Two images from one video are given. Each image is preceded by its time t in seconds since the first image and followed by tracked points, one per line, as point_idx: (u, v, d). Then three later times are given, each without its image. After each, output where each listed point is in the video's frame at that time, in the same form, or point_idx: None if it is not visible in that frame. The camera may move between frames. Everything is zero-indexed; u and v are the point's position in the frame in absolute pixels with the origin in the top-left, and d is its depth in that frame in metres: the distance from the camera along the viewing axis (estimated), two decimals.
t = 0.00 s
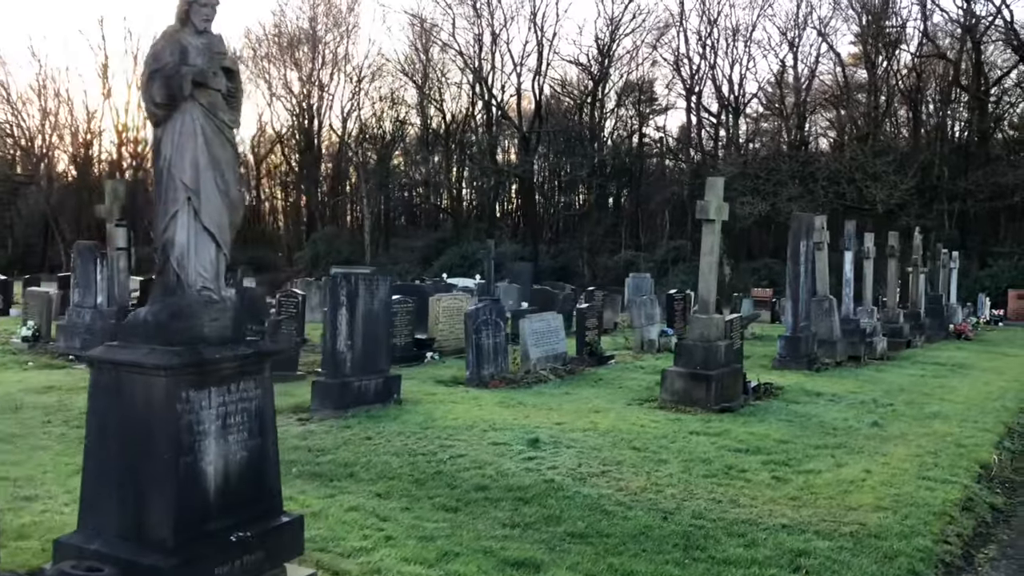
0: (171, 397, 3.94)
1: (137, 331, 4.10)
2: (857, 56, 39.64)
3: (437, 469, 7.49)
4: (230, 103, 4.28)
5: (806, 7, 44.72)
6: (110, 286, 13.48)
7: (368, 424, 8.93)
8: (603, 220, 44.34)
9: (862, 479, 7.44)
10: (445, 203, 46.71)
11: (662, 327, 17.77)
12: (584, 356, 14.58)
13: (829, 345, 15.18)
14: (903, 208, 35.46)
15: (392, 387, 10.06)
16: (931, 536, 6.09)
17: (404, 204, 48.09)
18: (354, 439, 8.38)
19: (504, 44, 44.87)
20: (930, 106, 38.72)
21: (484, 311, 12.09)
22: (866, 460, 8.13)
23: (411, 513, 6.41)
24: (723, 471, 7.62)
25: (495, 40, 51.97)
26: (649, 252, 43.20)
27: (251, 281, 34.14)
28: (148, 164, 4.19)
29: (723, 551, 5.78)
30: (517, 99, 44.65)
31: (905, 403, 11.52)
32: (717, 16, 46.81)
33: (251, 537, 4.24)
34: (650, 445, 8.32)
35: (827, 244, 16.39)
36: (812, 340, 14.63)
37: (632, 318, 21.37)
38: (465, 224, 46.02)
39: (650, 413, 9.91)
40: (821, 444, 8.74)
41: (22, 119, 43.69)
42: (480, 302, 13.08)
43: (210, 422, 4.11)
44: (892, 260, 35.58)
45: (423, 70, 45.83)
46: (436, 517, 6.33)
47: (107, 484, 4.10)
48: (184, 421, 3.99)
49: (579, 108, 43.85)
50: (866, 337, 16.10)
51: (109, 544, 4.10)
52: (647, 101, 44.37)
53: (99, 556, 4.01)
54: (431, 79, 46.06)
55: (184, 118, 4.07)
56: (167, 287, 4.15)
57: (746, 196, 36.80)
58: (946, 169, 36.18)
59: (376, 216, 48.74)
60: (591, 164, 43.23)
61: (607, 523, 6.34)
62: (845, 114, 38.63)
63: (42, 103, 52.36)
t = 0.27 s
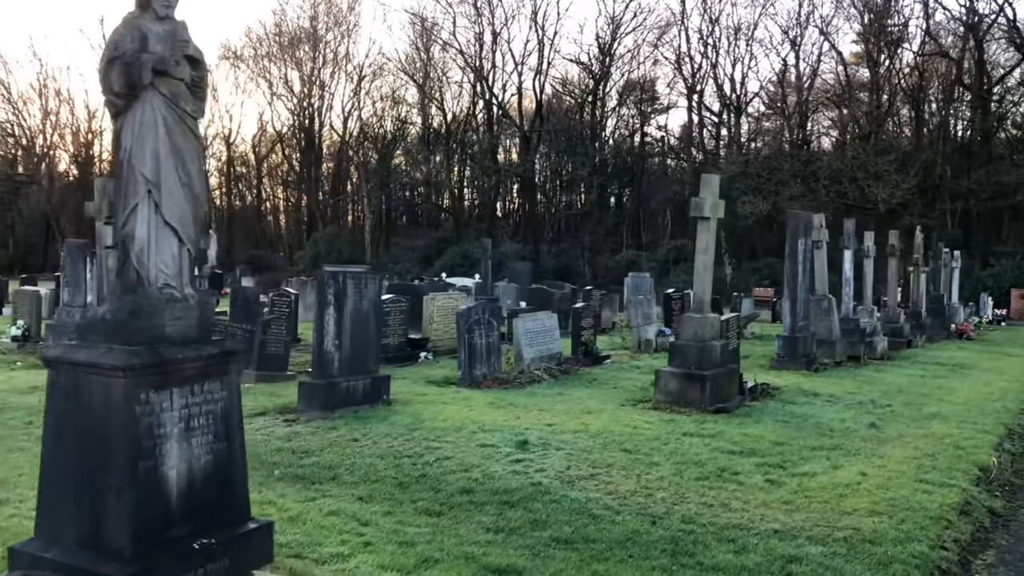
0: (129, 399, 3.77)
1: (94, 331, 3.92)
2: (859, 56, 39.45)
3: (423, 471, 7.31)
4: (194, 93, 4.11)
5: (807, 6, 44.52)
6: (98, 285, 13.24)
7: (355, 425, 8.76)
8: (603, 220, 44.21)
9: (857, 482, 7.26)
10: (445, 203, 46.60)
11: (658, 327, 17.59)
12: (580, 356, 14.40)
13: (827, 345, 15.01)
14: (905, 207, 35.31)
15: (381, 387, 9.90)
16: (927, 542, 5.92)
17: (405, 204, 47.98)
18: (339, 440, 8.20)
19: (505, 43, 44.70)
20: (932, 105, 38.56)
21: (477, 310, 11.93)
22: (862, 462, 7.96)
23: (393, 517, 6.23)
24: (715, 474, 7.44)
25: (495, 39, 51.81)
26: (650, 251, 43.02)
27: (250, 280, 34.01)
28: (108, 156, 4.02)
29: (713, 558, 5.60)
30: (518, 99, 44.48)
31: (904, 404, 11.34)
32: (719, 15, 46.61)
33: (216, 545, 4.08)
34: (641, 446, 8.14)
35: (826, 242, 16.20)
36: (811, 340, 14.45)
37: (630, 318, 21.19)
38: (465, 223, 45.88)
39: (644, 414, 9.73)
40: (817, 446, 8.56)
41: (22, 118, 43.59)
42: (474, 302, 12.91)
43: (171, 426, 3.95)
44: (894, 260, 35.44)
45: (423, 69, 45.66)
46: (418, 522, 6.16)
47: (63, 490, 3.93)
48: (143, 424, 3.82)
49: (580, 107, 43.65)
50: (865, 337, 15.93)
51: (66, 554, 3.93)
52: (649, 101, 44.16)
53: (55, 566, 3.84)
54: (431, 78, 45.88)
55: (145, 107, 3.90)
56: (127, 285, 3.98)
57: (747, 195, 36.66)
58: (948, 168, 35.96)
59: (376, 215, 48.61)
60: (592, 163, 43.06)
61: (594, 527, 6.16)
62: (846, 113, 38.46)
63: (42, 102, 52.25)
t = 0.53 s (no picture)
0: (74, 403, 3.61)
1: (42, 332, 3.77)
2: (861, 55, 39.26)
3: (403, 475, 7.15)
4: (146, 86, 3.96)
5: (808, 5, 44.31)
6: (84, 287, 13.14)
7: (337, 428, 8.59)
8: (603, 220, 44.04)
9: (847, 487, 7.08)
10: (445, 203, 46.47)
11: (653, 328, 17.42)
12: (572, 357, 14.25)
13: (824, 346, 14.75)
14: (906, 207, 35.16)
15: (367, 390, 9.73)
16: (917, 550, 5.74)
17: (405, 203, 47.84)
18: (320, 444, 8.04)
19: (505, 43, 44.56)
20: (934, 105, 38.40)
21: (467, 310, 11.77)
22: (853, 466, 7.78)
23: (368, 524, 6.06)
24: (702, 478, 7.27)
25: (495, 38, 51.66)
26: (650, 252, 42.86)
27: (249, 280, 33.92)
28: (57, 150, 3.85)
29: (696, 566, 5.44)
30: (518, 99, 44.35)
31: (899, 405, 11.16)
32: (720, 14, 46.42)
33: (171, 554, 3.91)
34: (629, 451, 7.96)
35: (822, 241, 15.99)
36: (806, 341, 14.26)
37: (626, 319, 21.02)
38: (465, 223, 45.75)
39: (633, 417, 9.56)
40: (808, 449, 8.39)
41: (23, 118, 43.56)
42: (464, 302, 12.75)
43: (122, 430, 3.79)
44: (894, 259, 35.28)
45: (423, 69, 45.49)
46: (394, 529, 5.98)
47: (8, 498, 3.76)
48: (90, 428, 3.66)
49: (580, 106, 43.51)
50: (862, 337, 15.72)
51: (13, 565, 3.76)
52: (649, 100, 43.94)
53: None
54: (432, 79, 45.71)
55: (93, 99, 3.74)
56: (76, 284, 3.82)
57: (747, 195, 36.48)
58: (949, 167, 35.75)
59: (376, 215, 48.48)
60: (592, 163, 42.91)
61: (575, 534, 5.99)
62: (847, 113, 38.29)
63: (42, 101, 52.21)
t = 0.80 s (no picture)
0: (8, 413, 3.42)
1: None
2: (863, 54, 38.97)
3: (381, 483, 6.96)
4: (90, 78, 3.77)
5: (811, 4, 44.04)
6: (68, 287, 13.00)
7: (318, 433, 8.40)
8: (604, 220, 43.80)
9: (839, 496, 6.87)
10: (445, 203, 46.31)
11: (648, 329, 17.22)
12: (565, 359, 14.06)
13: (821, 348, 14.53)
14: (908, 207, 34.97)
15: (351, 394, 9.54)
16: (907, 563, 5.54)
17: (405, 203, 47.65)
18: (299, 449, 7.84)
19: (506, 42, 44.35)
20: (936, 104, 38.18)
21: (456, 311, 11.58)
22: (845, 473, 7.58)
23: (341, 535, 5.87)
24: (689, 486, 7.07)
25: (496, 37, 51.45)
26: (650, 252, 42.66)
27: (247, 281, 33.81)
28: None
29: None
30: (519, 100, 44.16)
31: (895, 409, 10.94)
32: (721, 12, 46.17)
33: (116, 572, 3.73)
34: (616, 457, 7.77)
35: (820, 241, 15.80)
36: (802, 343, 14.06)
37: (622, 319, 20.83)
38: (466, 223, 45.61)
39: (622, 421, 9.36)
40: (799, 455, 8.18)
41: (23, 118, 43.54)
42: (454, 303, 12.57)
43: (63, 442, 3.59)
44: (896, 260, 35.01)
45: (424, 68, 45.30)
46: (366, 539, 5.79)
47: None
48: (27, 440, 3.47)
49: (581, 105, 43.06)
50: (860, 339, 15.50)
51: None
52: (651, 100, 43.66)
53: None
54: (433, 78, 45.50)
55: (31, 92, 3.56)
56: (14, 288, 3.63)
57: (747, 195, 36.27)
58: (951, 167, 35.43)
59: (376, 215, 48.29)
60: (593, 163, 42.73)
61: (554, 545, 5.79)
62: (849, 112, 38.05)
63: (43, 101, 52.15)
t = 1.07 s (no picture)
0: None
1: None
2: (867, 53, 38.74)
3: (365, 485, 6.76)
4: (41, 60, 3.62)
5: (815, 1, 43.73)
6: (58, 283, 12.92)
7: (303, 434, 8.20)
8: (607, 219, 43.55)
9: (836, 500, 6.65)
10: (448, 202, 46.14)
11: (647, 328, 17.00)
12: (562, 359, 13.86)
13: (822, 347, 14.32)
14: (912, 206, 34.72)
15: (340, 394, 9.35)
16: (906, 570, 5.33)
17: (408, 201, 47.44)
18: (283, 450, 7.65)
19: (509, 40, 44.14)
20: (941, 103, 37.84)
21: (450, 310, 11.38)
22: (843, 476, 7.36)
23: (318, 539, 5.68)
24: (682, 488, 6.86)
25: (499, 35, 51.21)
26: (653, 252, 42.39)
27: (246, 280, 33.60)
28: None
29: None
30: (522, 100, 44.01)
31: (897, 410, 10.71)
32: (725, 10, 45.87)
33: None
34: (608, 458, 7.56)
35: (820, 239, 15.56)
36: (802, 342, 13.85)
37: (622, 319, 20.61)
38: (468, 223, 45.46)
39: (616, 422, 9.17)
40: (797, 457, 7.97)
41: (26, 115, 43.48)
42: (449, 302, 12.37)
43: (8, 444, 3.41)
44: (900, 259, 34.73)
45: (427, 66, 45.10)
46: (345, 544, 5.59)
47: None
48: None
49: (584, 104, 42.74)
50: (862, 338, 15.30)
51: None
52: (655, 99, 43.37)
53: None
54: (435, 77, 45.31)
55: None
56: None
57: (751, 194, 36.01)
58: (956, 166, 35.02)
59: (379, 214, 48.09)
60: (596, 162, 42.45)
61: (539, 551, 5.58)
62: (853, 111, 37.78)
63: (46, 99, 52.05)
